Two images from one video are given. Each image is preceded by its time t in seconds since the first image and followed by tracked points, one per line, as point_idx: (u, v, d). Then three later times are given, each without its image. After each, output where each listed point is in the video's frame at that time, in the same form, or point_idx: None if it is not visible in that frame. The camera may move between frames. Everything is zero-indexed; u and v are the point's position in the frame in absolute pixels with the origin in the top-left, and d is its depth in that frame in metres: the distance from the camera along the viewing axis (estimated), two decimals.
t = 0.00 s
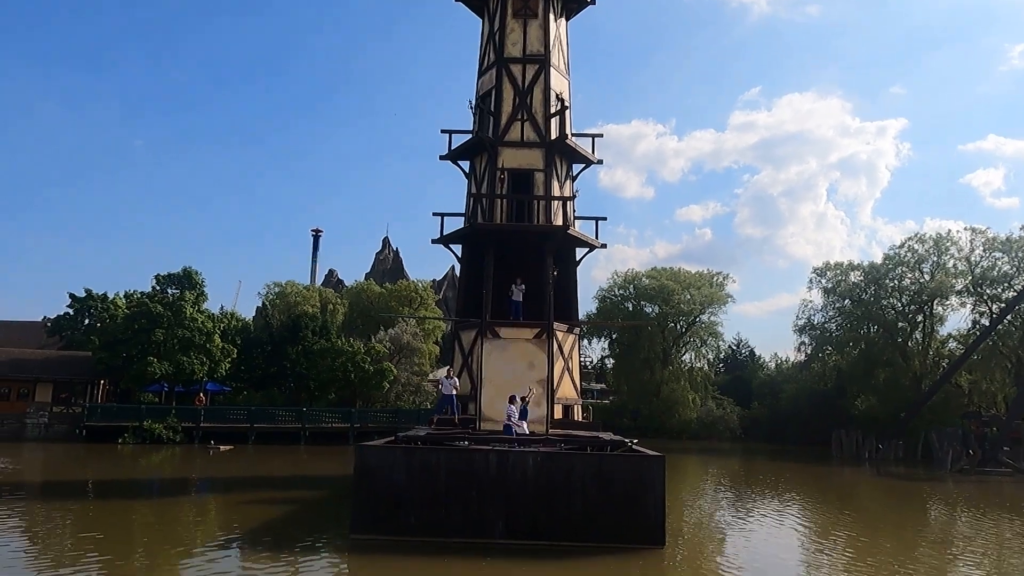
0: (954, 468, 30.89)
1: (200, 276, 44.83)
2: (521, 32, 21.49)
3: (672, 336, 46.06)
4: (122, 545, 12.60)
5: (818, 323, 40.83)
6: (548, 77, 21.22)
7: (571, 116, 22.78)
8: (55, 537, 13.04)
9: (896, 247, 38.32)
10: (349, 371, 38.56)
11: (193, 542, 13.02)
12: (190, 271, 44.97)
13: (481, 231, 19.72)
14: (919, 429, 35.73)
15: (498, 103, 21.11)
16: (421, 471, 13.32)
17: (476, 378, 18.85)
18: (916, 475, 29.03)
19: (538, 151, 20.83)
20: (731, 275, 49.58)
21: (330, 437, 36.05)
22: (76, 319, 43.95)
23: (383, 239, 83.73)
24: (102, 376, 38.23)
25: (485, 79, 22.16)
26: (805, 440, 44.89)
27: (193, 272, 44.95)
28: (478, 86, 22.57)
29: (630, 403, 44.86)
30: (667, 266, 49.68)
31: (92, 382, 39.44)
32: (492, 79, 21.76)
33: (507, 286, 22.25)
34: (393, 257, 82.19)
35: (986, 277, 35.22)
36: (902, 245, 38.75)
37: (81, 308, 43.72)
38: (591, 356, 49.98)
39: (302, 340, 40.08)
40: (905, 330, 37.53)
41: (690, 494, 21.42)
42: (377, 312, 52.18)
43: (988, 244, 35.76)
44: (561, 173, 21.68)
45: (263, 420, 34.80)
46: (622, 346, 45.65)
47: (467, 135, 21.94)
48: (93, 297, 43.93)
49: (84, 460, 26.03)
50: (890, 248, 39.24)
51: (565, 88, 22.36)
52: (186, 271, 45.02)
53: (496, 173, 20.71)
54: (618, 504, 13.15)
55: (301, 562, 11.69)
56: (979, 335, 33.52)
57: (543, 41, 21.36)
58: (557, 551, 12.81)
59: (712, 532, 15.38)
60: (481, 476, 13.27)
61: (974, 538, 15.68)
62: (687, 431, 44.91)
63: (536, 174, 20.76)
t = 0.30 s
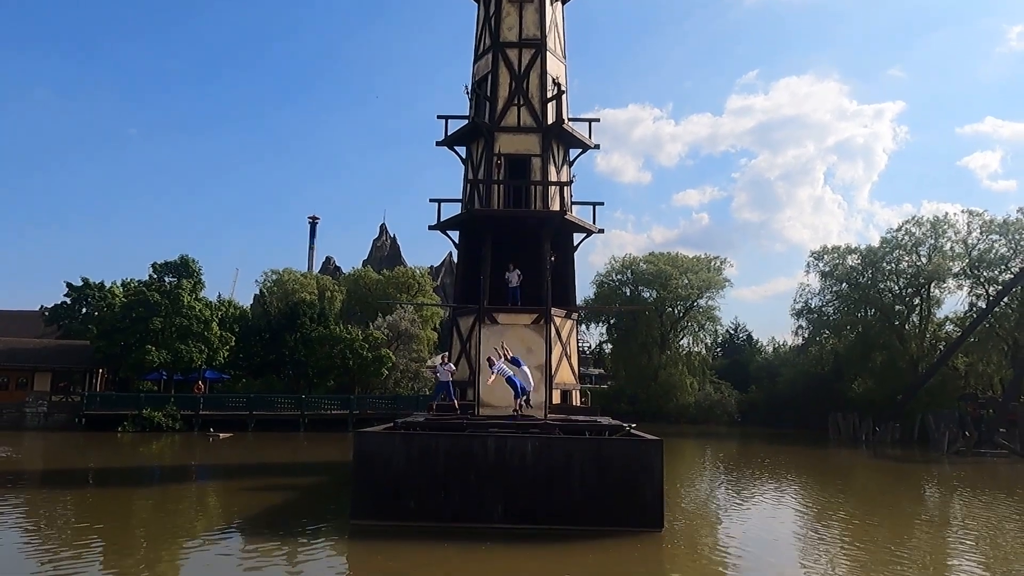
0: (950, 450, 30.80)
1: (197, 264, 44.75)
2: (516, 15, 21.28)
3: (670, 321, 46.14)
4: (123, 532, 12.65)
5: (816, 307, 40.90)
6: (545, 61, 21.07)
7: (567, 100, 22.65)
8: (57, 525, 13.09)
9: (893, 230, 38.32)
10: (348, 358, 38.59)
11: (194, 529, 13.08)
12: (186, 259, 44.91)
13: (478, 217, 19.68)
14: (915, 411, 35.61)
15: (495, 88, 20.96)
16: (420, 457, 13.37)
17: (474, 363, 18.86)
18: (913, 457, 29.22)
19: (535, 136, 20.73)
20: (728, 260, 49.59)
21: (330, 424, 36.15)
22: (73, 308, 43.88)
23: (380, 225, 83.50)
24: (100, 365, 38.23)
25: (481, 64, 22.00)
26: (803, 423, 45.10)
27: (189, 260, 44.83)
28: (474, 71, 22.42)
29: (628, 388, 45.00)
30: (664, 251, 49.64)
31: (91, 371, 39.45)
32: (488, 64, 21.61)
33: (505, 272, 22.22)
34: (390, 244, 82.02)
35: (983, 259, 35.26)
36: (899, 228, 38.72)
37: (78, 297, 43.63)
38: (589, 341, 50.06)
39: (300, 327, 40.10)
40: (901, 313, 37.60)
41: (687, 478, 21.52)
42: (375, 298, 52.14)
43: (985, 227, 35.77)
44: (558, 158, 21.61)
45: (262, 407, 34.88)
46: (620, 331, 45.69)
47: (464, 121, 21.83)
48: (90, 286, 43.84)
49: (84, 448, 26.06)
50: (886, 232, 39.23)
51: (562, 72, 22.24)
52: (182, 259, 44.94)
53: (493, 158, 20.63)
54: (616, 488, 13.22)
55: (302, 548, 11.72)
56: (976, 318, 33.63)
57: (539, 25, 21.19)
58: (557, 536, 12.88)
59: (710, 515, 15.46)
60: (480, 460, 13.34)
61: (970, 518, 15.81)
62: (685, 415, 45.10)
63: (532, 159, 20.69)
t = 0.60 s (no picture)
0: (948, 443, 31.02)
1: (195, 259, 44.71)
2: (514, 9, 21.21)
3: (668, 316, 46.18)
4: (122, 528, 12.65)
5: (814, 301, 40.96)
6: (543, 56, 21.03)
7: (565, 95, 22.63)
8: (55, 521, 13.09)
9: (892, 224, 38.32)
10: (346, 353, 38.60)
11: (193, 524, 13.08)
12: (184, 255, 44.89)
13: (476, 212, 19.67)
14: (913, 405, 35.97)
15: (492, 82, 20.91)
16: (419, 451, 13.39)
17: (473, 358, 18.88)
18: (911, 451, 29.31)
19: (533, 131, 20.71)
20: (726, 254, 49.62)
21: (329, 419, 36.18)
22: (71, 304, 43.82)
23: (378, 221, 83.40)
24: (98, 361, 38.21)
25: (479, 58, 21.95)
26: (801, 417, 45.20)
27: (187, 256, 44.82)
28: (472, 66, 22.37)
29: (627, 382, 45.06)
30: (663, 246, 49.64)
31: (89, 367, 39.43)
32: (486, 58, 21.55)
33: (503, 266, 22.24)
34: (388, 239, 81.97)
35: (981, 253, 35.30)
36: (897, 222, 38.74)
37: (75, 293, 43.56)
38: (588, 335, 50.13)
39: (299, 323, 40.15)
40: (900, 307, 37.63)
41: (686, 472, 21.55)
42: (373, 294, 52.15)
43: (984, 221, 35.78)
44: (556, 152, 21.59)
45: (261, 402, 34.90)
46: (619, 325, 45.72)
47: (461, 115, 21.79)
48: (88, 282, 43.77)
49: (83, 444, 26.05)
50: (885, 226, 39.25)
51: (560, 66, 22.20)
52: (180, 254, 44.89)
53: (491, 153, 20.60)
54: (615, 481, 13.24)
55: (301, 543, 11.70)
56: (974, 311, 33.68)
57: (537, 19, 21.13)
58: (556, 530, 12.89)
59: (709, 509, 15.50)
60: (478, 454, 13.36)
61: (967, 511, 15.83)
62: (684, 409, 45.17)
63: (530, 154, 20.68)
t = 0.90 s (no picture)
0: (948, 441, 30.78)
1: (195, 258, 44.70)
2: (514, 7, 21.18)
3: (668, 313, 46.18)
4: (122, 526, 12.65)
5: (814, 299, 41.02)
6: (542, 53, 21.00)
7: (565, 92, 22.61)
8: (55, 519, 13.08)
9: (891, 221, 38.31)
10: (346, 351, 38.61)
11: (193, 522, 13.09)
12: (184, 253, 44.88)
13: (476, 210, 19.66)
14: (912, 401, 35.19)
15: (492, 80, 20.89)
16: (419, 448, 13.39)
17: (473, 356, 18.89)
18: (911, 448, 29.32)
19: (532, 129, 20.70)
20: (726, 252, 49.60)
21: (329, 417, 36.19)
22: (70, 302, 43.81)
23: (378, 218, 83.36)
24: (98, 359, 38.20)
25: (479, 56, 21.93)
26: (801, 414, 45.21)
27: (187, 254, 44.80)
28: (471, 63, 22.34)
29: (626, 380, 45.08)
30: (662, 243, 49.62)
31: (89, 365, 39.42)
32: (485, 56, 21.52)
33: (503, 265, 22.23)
34: (388, 237, 81.97)
35: (981, 250, 35.29)
36: (897, 219, 38.72)
37: (75, 291, 43.55)
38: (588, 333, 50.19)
39: (299, 321, 40.20)
40: (899, 305, 37.63)
41: (686, 469, 21.56)
42: (373, 291, 52.15)
43: (983, 218, 35.78)
44: (556, 150, 21.58)
45: (261, 400, 34.90)
46: (618, 323, 45.72)
47: (461, 113, 21.77)
48: (87, 280, 43.75)
49: (83, 442, 26.04)
50: (884, 223, 39.24)
51: (559, 64, 22.18)
52: (180, 253, 44.90)
53: (491, 151, 20.58)
54: (615, 478, 13.26)
55: (301, 541, 11.70)
56: (974, 309, 33.68)
57: (537, 17, 21.08)
58: (556, 527, 12.90)
59: (708, 507, 15.51)
60: (478, 451, 13.36)
61: (966, 508, 15.84)
62: (684, 407, 45.18)
63: (530, 151, 20.67)
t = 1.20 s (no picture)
0: (949, 437, 30.98)
1: (195, 255, 44.72)
2: (514, 4, 21.15)
3: (669, 310, 46.18)
4: (123, 523, 12.67)
5: (814, 295, 41.07)
6: (543, 50, 20.98)
7: (565, 89, 22.60)
8: (56, 516, 13.10)
9: (892, 218, 38.29)
10: (347, 349, 38.61)
11: (194, 519, 13.10)
12: (185, 251, 44.87)
13: (476, 206, 19.64)
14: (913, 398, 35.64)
15: (492, 77, 20.86)
16: (420, 445, 13.40)
17: (473, 354, 18.89)
18: (912, 444, 29.32)
19: (533, 126, 20.67)
20: (727, 249, 49.55)
21: (329, 414, 36.19)
22: (71, 300, 43.82)
23: (379, 216, 83.35)
24: (99, 357, 38.23)
25: (479, 53, 21.91)
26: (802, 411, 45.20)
27: (187, 252, 44.79)
28: (472, 60, 22.31)
29: (627, 377, 45.10)
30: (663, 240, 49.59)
31: (90, 363, 39.45)
32: (486, 53, 21.50)
33: (503, 262, 22.21)
34: (389, 235, 82.00)
35: (982, 246, 35.25)
36: (898, 216, 38.70)
37: (76, 289, 43.57)
38: (588, 330, 50.21)
39: (299, 319, 40.19)
40: (900, 301, 37.59)
41: (686, 466, 21.55)
42: (374, 289, 52.15)
43: (984, 215, 35.76)
44: (556, 147, 21.55)
45: (262, 398, 34.91)
46: (619, 320, 45.73)
47: (461, 110, 21.75)
48: (88, 278, 43.75)
49: (85, 440, 26.08)
50: (885, 220, 39.21)
51: (560, 61, 22.14)
52: (180, 251, 44.89)
53: (491, 148, 20.56)
54: (615, 476, 13.27)
55: (302, 538, 11.70)
56: (975, 305, 33.67)
57: (537, 14, 21.06)
58: (556, 523, 12.90)
59: (709, 503, 15.52)
60: (479, 448, 13.37)
61: (966, 504, 15.84)
62: (685, 404, 45.16)
63: (531, 149, 20.64)
